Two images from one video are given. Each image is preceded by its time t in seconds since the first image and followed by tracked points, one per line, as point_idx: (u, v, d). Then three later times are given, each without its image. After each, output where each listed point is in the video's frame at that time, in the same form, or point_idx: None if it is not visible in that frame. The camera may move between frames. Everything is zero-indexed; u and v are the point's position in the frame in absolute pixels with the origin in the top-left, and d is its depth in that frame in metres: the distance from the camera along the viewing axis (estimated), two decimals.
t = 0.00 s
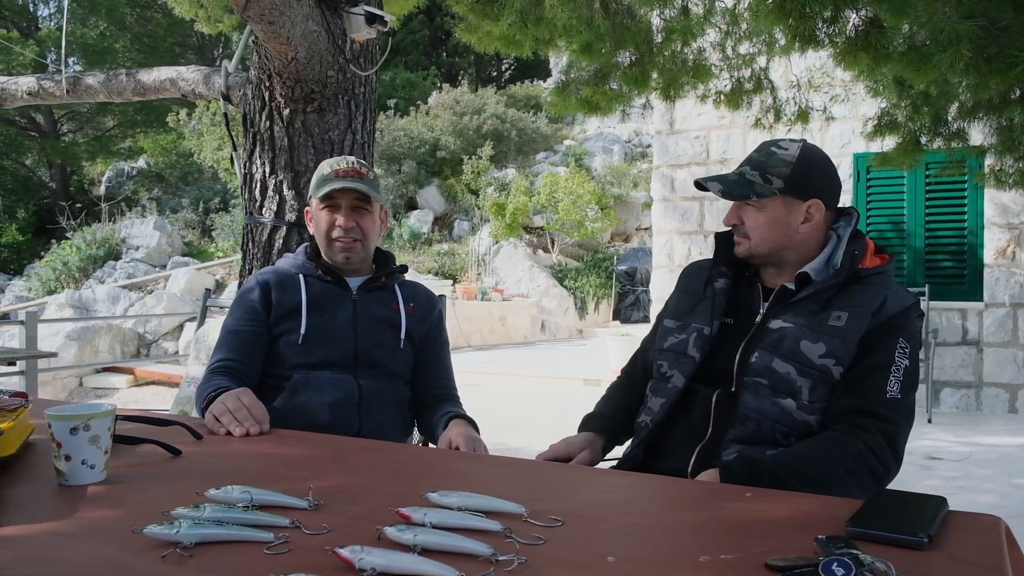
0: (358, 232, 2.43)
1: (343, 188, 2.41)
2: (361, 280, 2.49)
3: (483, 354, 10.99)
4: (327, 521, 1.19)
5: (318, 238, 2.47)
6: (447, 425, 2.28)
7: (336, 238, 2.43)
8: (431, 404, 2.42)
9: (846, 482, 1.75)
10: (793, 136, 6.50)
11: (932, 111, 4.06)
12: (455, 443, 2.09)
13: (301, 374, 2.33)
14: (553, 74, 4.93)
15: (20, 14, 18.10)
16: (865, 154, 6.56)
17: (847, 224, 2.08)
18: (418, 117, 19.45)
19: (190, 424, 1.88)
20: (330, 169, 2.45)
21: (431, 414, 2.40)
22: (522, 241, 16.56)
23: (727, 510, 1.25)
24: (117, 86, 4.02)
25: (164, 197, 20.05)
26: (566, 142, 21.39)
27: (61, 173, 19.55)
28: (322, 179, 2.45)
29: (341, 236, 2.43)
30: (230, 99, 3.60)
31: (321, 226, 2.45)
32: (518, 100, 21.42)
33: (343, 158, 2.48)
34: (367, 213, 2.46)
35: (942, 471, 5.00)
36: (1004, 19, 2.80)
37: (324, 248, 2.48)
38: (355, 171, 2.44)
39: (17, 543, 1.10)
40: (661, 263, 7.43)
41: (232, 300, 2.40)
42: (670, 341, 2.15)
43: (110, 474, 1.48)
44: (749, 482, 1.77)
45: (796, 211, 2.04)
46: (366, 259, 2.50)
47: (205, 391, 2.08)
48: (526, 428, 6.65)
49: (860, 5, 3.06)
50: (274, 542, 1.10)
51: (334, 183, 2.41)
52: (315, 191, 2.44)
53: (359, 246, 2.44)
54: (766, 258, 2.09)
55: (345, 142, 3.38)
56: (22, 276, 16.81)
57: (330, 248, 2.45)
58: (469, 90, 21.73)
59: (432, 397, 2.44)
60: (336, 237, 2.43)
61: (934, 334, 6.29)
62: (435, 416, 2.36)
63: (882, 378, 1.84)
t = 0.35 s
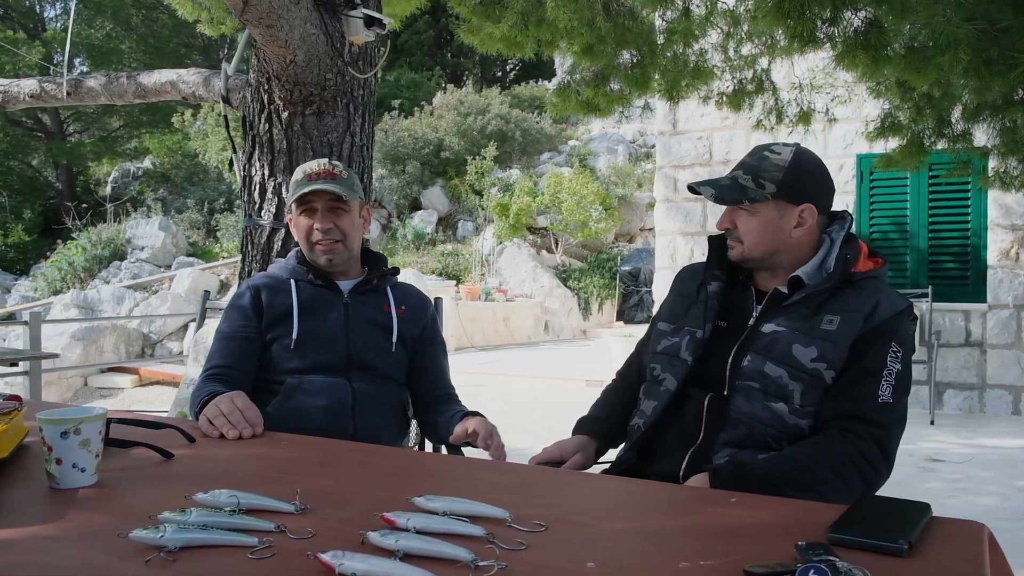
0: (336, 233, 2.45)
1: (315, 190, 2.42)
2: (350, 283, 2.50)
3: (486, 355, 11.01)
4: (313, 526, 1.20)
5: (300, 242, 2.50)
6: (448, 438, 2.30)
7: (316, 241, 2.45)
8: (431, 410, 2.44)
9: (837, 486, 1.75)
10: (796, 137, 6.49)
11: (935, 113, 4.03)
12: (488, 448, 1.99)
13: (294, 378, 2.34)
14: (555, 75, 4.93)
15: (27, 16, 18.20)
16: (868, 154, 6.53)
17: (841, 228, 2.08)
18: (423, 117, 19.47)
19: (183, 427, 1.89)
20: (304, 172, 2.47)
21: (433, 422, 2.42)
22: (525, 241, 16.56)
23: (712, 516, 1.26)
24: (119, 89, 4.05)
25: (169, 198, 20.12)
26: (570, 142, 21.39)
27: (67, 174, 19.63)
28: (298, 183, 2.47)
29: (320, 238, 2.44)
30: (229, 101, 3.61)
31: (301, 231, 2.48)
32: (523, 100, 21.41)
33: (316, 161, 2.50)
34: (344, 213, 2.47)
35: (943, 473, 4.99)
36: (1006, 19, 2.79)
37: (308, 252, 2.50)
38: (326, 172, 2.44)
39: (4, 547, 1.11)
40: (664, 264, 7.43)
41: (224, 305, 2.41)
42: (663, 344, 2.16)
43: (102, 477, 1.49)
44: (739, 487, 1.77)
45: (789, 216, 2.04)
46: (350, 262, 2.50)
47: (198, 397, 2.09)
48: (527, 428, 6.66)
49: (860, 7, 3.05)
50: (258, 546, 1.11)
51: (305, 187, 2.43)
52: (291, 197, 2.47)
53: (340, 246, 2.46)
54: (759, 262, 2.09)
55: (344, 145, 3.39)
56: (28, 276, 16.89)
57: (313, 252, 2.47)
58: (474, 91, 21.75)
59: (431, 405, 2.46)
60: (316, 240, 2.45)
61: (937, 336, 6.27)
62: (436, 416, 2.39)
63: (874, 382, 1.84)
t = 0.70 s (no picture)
0: (358, 237, 2.48)
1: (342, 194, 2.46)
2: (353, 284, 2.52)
3: (492, 355, 11.03)
4: (311, 526, 1.21)
5: (318, 247, 2.48)
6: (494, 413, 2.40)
7: (336, 244, 2.46)
8: (460, 392, 2.51)
9: (837, 488, 1.76)
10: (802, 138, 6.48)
11: (942, 113, 4.00)
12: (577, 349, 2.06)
13: (297, 379, 2.36)
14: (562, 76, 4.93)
15: (38, 17, 18.32)
16: (875, 155, 6.52)
17: (841, 230, 2.08)
18: (430, 118, 19.51)
19: (186, 428, 1.91)
20: (325, 176, 2.51)
21: (471, 401, 2.48)
22: (532, 241, 16.57)
23: (707, 518, 1.26)
24: (125, 91, 4.08)
25: (178, 198, 20.21)
26: (578, 142, 21.38)
27: (77, 174, 19.74)
28: (319, 187, 2.49)
29: (342, 242, 2.46)
30: (235, 103, 3.63)
31: (319, 234, 2.47)
32: (530, 100, 21.41)
33: (332, 165, 2.55)
34: (362, 218, 2.52)
35: (949, 475, 4.98)
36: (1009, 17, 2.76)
37: (321, 256, 2.49)
38: (347, 178, 2.51)
39: (8, 546, 1.13)
40: (670, 264, 7.43)
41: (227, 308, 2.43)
42: (663, 346, 2.17)
43: (104, 478, 1.51)
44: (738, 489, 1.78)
45: (790, 218, 2.05)
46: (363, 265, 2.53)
47: (201, 399, 2.12)
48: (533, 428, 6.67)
49: (865, 8, 3.04)
50: (256, 547, 1.12)
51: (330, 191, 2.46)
52: (313, 200, 2.48)
53: (359, 250, 2.49)
54: (760, 264, 2.10)
55: (348, 147, 3.41)
56: (38, 276, 17.00)
57: (329, 256, 2.48)
58: (481, 91, 21.77)
59: (457, 389, 2.53)
60: (337, 243, 2.46)
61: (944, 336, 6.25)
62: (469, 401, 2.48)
63: (874, 385, 1.85)
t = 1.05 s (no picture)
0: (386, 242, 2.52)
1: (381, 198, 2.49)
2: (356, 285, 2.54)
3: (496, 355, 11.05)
4: (307, 523, 1.23)
5: (346, 248, 2.47)
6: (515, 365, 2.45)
7: (366, 247, 2.48)
8: (476, 367, 2.54)
9: (832, 488, 1.77)
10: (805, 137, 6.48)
11: (945, 113, 4.00)
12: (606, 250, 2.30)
13: (299, 377, 2.38)
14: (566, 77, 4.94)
15: (44, 18, 18.39)
16: (879, 155, 6.51)
17: (838, 230, 2.09)
18: (435, 118, 19.54)
19: (187, 427, 1.93)
20: (360, 179, 2.52)
21: (488, 375, 2.51)
22: (537, 241, 16.59)
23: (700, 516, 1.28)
24: (130, 92, 4.11)
25: (184, 198, 20.27)
26: (582, 142, 21.40)
27: (83, 175, 19.83)
28: (357, 189, 2.50)
29: (373, 246, 2.49)
30: (238, 104, 3.65)
31: (350, 234, 2.47)
32: (535, 101, 21.42)
33: (366, 169, 2.57)
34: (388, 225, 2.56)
35: (952, 475, 4.98)
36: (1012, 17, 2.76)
37: (345, 257, 2.49)
38: (379, 184, 2.55)
39: (9, 541, 1.15)
40: (673, 264, 7.44)
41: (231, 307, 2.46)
42: (662, 345, 2.18)
43: (106, 475, 1.53)
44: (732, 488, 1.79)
45: (785, 220, 2.06)
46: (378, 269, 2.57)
47: (203, 399, 2.13)
48: (536, 427, 6.69)
49: (867, 9, 3.04)
50: (252, 542, 1.14)
51: (367, 195, 2.48)
52: (348, 200, 2.47)
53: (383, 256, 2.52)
54: (757, 264, 2.11)
55: (350, 147, 3.42)
56: (44, 276, 17.08)
57: (356, 259, 2.49)
58: (486, 91, 21.80)
59: (471, 367, 2.56)
60: (367, 246, 2.48)
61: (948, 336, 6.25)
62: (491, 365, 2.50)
63: (869, 385, 1.85)
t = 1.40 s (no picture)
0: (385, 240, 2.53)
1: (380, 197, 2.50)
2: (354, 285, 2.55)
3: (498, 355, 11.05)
4: (298, 518, 1.25)
5: (346, 247, 2.48)
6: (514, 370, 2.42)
7: (366, 247, 2.50)
8: (469, 371, 2.53)
9: (823, 486, 1.79)
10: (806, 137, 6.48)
11: (945, 113, 3.99)
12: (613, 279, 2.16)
13: (296, 376, 2.40)
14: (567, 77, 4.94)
15: (49, 18, 18.47)
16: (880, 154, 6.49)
17: (831, 230, 2.10)
18: (438, 118, 19.57)
19: (185, 424, 1.95)
20: (358, 178, 2.53)
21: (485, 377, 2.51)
22: (540, 241, 16.60)
23: (688, 513, 1.29)
24: (132, 93, 4.14)
25: (188, 198, 20.32)
26: (586, 142, 21.39)
27: (88, 175, 19.89)
28: (355, 188, 2.51)
29: (373, 245, 2.50)
30: (239, 104, 3.67)
31: (350, 235, 2.48)
32: (538, 100, 21.43)
33: (363, 168, 2.58)
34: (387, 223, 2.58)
35: (952, 474, 4.98)
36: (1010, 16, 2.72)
37: (346, 257, 2.50)
38: (377, 183, 2.56)
39: (4, 536, 1.17)
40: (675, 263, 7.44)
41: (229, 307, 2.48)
42: (656, 345, 2.19)
43: (103, 472, 1.55)
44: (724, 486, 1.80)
45: (776, 220, 2.07)
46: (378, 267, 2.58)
47: (201, 397, 2.15)
48: (537, 426, 6.69)
49: (865, 9, 3.05)
50: (244, 537, 1.16)
51: (366, 193, 2.49)
52: (346, 200, 2.49)
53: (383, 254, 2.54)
54: (749, 264, 2.12)
55: (350, 147, 3.44)
56: (49, 275, 17.14)
57: (357, 258, 2.50)
58: (490, 91, 21.81)
59: (465, 371, 2.56)
60: (367, 245, 2.49)
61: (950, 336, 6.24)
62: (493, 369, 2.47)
63: (861, 383, 1.87)
